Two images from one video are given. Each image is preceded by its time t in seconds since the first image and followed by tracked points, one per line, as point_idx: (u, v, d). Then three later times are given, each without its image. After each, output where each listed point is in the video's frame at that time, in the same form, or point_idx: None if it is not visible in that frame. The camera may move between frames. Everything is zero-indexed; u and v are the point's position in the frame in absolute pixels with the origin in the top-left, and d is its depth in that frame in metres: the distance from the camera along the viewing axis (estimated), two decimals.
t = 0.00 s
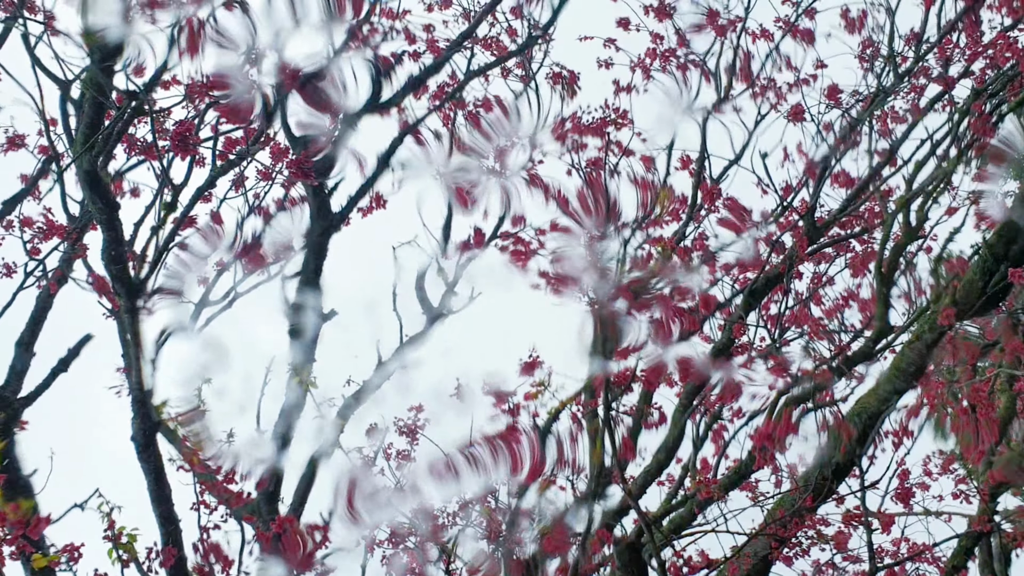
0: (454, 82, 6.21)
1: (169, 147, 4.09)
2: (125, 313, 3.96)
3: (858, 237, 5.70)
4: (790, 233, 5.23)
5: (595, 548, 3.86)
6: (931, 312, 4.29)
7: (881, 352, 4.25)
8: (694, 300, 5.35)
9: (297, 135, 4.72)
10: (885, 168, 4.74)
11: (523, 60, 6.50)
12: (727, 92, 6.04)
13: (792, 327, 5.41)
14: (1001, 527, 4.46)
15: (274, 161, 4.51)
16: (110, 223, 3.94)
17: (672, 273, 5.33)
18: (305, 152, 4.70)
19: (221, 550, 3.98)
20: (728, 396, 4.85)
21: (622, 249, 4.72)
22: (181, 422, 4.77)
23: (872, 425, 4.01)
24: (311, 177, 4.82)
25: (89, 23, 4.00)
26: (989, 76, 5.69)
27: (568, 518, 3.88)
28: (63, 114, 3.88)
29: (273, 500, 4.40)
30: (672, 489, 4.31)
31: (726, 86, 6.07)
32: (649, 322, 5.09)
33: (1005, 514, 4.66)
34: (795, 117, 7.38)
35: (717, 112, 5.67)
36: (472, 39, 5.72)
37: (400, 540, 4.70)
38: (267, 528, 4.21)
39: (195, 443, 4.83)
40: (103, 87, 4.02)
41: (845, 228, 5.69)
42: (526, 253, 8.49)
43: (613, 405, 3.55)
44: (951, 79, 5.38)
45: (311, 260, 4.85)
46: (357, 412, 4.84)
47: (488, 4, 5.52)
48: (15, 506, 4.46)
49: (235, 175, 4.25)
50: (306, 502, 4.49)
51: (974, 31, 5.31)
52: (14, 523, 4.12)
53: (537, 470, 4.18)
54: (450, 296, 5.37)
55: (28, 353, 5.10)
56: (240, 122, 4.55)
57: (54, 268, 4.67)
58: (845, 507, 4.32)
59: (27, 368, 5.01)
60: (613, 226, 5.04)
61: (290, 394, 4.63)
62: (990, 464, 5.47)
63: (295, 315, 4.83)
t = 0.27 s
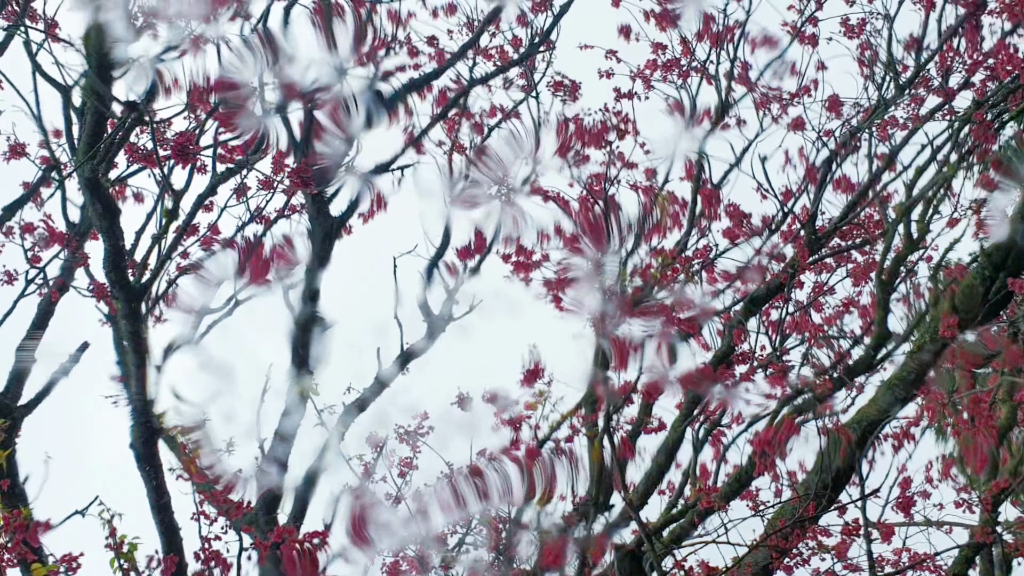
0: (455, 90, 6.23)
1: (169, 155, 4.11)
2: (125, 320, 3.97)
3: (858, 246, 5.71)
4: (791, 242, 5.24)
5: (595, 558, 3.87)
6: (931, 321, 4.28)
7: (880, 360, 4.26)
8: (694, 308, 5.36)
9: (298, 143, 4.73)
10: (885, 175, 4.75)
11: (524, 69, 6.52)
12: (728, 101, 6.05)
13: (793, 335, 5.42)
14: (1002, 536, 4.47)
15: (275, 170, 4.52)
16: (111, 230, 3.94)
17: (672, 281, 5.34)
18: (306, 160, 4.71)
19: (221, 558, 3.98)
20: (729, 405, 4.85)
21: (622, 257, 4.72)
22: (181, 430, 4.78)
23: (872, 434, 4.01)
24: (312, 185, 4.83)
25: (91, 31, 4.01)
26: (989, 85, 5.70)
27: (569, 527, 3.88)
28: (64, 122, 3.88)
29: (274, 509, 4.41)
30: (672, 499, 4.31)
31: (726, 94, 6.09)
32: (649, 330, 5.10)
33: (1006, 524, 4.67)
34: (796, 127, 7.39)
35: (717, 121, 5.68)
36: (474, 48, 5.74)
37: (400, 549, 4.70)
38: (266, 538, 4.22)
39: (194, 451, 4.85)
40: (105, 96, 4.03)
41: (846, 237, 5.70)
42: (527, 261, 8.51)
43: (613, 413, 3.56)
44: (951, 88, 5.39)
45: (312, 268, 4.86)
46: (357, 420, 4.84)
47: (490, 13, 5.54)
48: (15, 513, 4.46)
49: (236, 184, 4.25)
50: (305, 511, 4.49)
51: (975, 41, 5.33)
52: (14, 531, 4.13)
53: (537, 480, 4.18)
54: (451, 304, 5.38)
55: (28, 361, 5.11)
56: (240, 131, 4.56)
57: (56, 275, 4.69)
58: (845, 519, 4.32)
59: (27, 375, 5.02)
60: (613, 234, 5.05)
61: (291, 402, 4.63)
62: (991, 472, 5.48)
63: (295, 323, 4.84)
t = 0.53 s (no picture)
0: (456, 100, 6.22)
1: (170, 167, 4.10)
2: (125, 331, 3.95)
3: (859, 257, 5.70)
4: (792, 252, 5.23)
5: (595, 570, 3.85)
6: (929, 326, 4.25)
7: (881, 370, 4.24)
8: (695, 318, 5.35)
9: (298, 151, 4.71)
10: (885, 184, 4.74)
11: (525, 78, 6.52)
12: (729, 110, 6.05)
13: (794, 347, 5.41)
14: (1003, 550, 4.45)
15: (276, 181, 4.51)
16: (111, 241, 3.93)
17: (673, 291, 5.33)
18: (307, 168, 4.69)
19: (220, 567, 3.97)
20: (729, 417, 4.84)
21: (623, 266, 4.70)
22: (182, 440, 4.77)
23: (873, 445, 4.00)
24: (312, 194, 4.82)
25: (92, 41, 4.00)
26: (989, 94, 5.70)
27: (568, 539, 3.87)
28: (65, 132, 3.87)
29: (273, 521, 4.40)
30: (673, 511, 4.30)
31: (727, 103, 6.09)
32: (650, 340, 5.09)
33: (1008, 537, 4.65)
34: (796, 136, 7.39)
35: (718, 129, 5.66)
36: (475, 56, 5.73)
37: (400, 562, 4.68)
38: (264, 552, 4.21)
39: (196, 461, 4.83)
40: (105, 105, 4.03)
41: (847, 248, 5.69)
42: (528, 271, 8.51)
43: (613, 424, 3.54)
44: (952, 97, 5.38)
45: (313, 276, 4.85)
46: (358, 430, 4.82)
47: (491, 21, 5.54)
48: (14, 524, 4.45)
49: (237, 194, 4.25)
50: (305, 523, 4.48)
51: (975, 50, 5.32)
52: (12, 542, 4.11)
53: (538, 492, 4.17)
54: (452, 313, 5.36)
55: (28, 370, 5.10)
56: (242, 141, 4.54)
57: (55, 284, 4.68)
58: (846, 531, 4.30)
59: (26, 384, 5.01)
60: (614, 242, 5.03)
61: (291, 413, 4.62)
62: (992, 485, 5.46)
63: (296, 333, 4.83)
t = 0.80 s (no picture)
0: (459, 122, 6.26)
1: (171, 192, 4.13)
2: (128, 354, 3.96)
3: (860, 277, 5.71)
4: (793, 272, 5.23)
5: None
6: (932, 350, 4.26)
7: (882, 391, 4.24)
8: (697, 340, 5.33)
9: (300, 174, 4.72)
10: (885, 207, 4.75)
11: (526, 100, 6.55)
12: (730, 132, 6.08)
13: (796, 367, 5.42)
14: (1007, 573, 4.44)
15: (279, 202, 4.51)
16: (114, 263, 3.94)
17: (674, 312, 5.34)
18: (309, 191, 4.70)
19: None
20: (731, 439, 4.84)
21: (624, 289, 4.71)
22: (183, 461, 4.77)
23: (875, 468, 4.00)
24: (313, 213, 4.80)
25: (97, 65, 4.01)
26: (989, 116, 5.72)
27: (570, 561, 3.86)
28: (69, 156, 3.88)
29: (274, 543, 4.39)
30: (674, 532, 4.29)
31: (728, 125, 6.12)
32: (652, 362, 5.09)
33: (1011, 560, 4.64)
34: (797, 160, 7.41)
35: (719, 152, 5.68)
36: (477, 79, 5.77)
37: None
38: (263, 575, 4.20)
39: (198, 481, 4.83)
40: (109, 127, 4.05)
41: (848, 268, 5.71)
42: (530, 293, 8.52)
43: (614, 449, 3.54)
44: (952, 119, 5.40)
45: (314, 296, 4.86)
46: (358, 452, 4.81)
47: (493, 45, 5.57)
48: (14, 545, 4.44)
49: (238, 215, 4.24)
50: (306, 546, 4.47)
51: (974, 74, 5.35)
52: (11, 564, 4.10)
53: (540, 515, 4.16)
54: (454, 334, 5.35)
55: (28, 392, 5.10)
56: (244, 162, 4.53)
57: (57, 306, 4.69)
58: (850, 553, 4.29)
59: (27, 406, 5.01)
60: (616, 265, 5.04)
61: (291, 435, 4.63)
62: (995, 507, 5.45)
63: (298, 354, 4.83)
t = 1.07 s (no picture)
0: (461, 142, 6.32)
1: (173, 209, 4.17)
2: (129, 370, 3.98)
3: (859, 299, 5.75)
4: (792, 293, 5.27)
5: None
6: (932, 378, 4.28)
7: (879, 412, 4.28)
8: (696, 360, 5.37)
9: (303, 192, 4.76)
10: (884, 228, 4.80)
11: (528, 121, 6.61)
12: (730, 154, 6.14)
13: (794, 388, 5.45)
14: None
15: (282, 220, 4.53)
16: (117, 280, 3.97)
17: (673, 332, 5.38)
18: (311, 207, 4.74)
19: None
20: (729, 460, 4.87)
21: (624, 308, 4.73)
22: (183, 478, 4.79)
23: (873, 489, 4.03)
24: (316, 231, 4.83)
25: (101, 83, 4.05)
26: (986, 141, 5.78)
27: None
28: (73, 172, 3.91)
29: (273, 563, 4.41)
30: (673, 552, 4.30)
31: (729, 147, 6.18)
32: (652, 382, 5.12)
33: None
34: (796, 182, 7.47)
35: (719, 173, 5.73)
36: (479, 101, 5.83)
37: None
38: None
39: (197, 499, 4.85)
40: (113, 146, 4.09)
41: (846, 289, 5.75)
42: (530, 313, 8.56)
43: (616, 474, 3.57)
44: (950, 144, 5.46)
45: (316, 316, 4.90)
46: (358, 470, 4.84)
47: (496, 67, 5.64)
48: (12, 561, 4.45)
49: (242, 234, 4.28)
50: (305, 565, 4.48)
51: (972, 98, 5.40)
52: None
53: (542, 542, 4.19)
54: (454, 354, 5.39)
55: (28, 408, 5.13)
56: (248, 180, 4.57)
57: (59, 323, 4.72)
58: None
59: (27, 422, 5.03)
60: (616, 285, 5.07)
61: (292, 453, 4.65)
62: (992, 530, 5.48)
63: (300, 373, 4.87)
